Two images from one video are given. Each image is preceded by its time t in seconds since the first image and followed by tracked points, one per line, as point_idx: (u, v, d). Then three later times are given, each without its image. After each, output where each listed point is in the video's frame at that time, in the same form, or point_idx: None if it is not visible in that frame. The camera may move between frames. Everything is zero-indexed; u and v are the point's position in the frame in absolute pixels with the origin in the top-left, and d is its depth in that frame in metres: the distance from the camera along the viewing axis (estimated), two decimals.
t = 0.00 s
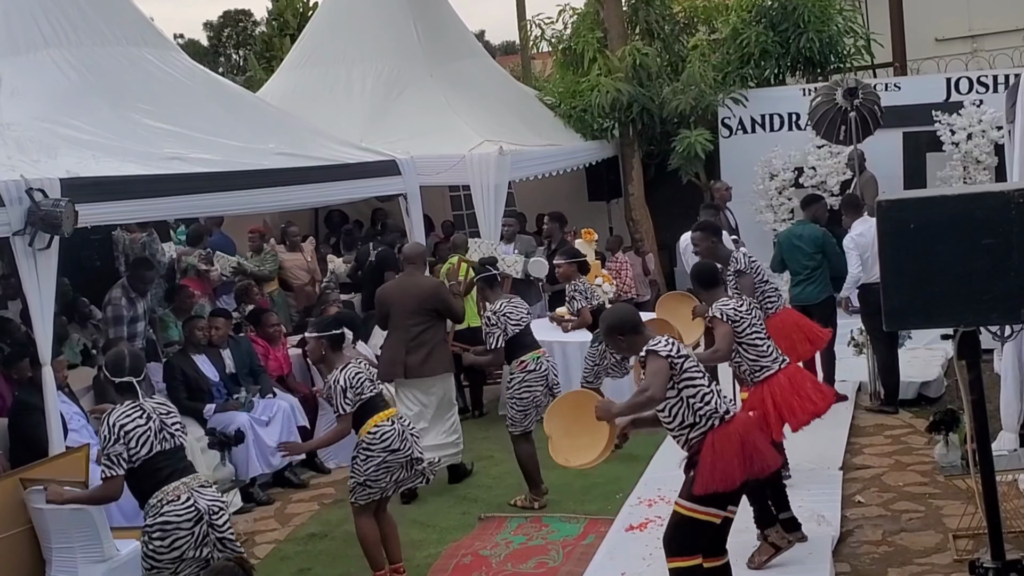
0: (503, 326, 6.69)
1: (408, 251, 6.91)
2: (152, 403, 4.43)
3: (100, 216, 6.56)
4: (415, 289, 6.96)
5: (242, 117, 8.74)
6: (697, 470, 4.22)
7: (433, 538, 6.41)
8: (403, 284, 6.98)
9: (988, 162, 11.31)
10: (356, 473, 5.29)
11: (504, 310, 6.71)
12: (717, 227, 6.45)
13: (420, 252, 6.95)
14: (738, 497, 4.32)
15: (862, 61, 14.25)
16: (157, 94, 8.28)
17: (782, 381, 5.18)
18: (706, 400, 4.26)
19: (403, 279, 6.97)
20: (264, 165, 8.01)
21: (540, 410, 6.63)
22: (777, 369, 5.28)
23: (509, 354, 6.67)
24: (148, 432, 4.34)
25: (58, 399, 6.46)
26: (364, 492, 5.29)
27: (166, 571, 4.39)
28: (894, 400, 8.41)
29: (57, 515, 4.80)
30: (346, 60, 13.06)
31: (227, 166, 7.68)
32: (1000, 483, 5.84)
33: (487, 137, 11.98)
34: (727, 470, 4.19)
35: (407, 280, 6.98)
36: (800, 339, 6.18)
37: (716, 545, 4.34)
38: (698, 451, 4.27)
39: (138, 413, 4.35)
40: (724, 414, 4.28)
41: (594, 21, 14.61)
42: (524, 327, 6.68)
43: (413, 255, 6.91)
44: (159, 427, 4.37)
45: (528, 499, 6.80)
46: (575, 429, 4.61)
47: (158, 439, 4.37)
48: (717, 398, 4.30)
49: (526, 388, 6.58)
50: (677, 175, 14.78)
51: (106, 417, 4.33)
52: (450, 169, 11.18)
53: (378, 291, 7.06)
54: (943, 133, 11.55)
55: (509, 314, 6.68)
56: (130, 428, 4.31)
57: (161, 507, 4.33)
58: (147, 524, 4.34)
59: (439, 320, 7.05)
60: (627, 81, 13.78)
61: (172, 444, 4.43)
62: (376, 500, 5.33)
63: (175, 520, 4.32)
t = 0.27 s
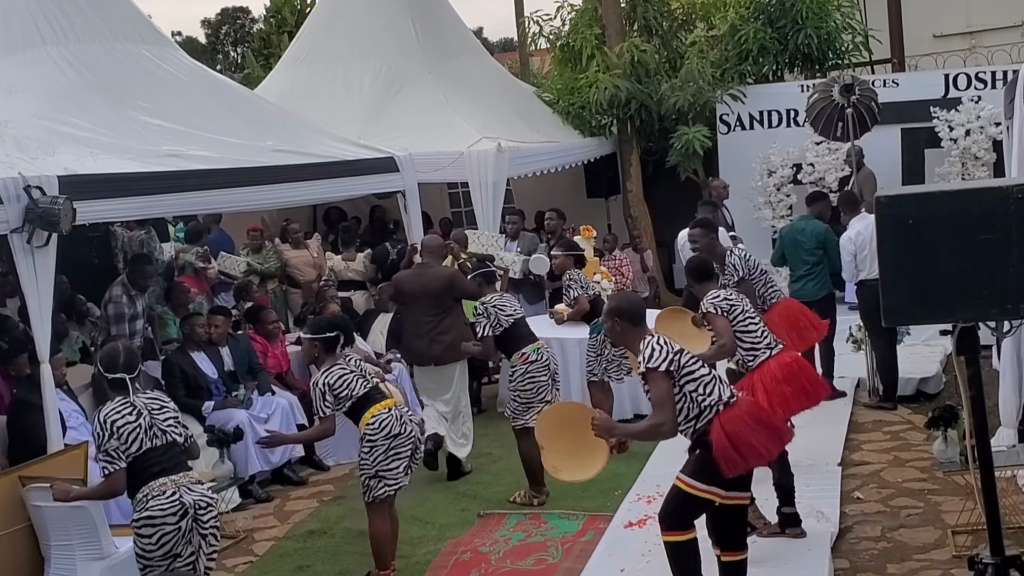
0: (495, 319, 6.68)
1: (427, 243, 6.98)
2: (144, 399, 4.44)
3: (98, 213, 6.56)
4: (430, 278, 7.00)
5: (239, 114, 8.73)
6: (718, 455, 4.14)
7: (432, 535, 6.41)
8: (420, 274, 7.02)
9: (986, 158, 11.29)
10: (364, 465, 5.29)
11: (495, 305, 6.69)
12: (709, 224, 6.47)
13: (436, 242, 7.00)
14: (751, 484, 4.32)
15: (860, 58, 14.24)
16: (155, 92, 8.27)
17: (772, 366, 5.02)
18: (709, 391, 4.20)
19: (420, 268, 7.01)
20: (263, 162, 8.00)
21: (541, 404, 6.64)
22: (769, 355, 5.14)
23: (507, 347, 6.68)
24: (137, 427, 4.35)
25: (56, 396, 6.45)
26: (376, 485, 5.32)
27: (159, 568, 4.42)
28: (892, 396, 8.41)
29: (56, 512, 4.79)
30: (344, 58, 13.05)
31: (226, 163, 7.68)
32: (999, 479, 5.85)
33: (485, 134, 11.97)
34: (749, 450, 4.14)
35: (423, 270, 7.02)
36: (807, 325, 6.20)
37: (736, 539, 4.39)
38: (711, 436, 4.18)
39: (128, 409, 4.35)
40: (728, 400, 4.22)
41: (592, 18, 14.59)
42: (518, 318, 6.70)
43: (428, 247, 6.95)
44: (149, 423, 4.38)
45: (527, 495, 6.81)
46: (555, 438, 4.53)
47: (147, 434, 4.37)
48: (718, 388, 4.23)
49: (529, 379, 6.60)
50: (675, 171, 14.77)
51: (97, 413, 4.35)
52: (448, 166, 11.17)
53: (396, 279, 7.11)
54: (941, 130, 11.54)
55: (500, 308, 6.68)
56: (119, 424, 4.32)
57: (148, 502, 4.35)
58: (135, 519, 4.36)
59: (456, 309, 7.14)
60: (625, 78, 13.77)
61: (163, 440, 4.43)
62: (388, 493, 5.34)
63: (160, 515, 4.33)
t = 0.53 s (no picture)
0: (498, 323, 6.63)
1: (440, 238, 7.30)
2: (151, 413, 4.39)
3: (98, 211, 6.55)
4: (445, 273, 7.35)
5: (239, 111, 8.72)
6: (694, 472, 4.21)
7: (431, 533, 6.40)
8: (434, 269, 7.36)
9: (986, 155, 11.27)
10: (359, 470, 5.32)
11: (500, 309, 6.63)
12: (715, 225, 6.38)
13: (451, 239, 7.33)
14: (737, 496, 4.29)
15: (860, 54, 14.24)
16: (154, 89, 8.26)
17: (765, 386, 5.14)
18: (694, 407, 4.17)
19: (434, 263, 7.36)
20: (262, 159, 8.00)
21: (536, 409, 6.67)
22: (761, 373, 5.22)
23: (508, 348, 6.67)
24: (142, 442, 4.30)
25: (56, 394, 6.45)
26: (367, 491, 5.32)
27: None
28: (892, 393, 8.41)
29: (56, 510, 4.80)
30: (344, 55, 13.04)
31: (225, 161, 7.68)
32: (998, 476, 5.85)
33: (484, 132, 11.96)
34: (725, 469, 4.18)
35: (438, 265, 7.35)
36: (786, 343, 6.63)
37: (711, 547, 4.27)
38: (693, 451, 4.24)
39: (133, 423, 4.31)
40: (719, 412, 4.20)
41: (591, 15, 14.58)
42: (522, 321, 6.67)
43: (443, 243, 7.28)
44: (155, 438, 4.33)
45: (528, 490, 6.84)
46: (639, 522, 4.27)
47: (153, 449, 4.33)
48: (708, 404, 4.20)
49: (530, 383, 6.61)
50: (675, 168, 14.77)
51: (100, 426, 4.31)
52: (448, 164, 11.16)
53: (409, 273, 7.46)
54: (941, 126, 11.53)
55: (505, 311, 6.63)
56: (123, 440, 4.28)
57: (162, 513, 4.31)
58: (147, 525, 4.32)
59: (469, 301, 7.53)
60: (625, 75, 13.76)
61: (171, 452, 4.38)
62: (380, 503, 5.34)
63: (173, 529, 4.29)
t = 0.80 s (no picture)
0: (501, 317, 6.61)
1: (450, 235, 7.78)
2: (164, 402, 4.47)
3: (98, 210, 6.56)
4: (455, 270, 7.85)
5: (239, 111, 8.72)
6: (686, 481, 4.20)
7: (431, 532, 6.41)
8: (444, 266, 7.86)
9: (985, 154, 11.27)
10: (358, 467, 5.31)
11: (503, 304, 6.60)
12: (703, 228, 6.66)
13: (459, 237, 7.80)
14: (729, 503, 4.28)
15: (859, 54, 14.24)
16: (154, 89, 8.26)
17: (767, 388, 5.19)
18: (690, 413, 4.20)
19: (445, 261, 7.84)
20: (261, 158, 8.01)
21: (532, 408, 6.69)
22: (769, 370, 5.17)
23: (508, 347, 6.67)
24: (161, 430, 4.36)
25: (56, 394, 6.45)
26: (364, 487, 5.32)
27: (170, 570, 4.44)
28: (891, 392, 8.41)
29: (56, 510, 4.80)
30: (344, 54, 13.04)
31: (225, 160, 7.68)
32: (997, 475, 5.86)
33: (484, 131, 11.96)
34: (718, 479, 4.16)
35: (448, 262, 7.86)
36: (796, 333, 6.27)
37: (697, 550, 4.27)
38: (687, 459, 4.22)
39: (152, 411, 4.37)
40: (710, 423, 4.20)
41: (591, 15, 14.59)
42: (524, 323, 6.66)
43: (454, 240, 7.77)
44: (171, 427, 4.40)
45: (524, 484, 6.90)
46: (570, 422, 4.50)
47: (171, 438, 4.39)
48: (705, 410, 4.21)
49: (529, 385, 6.63)
50: (674, 168, 14.77)
51: (120, 415, 4.34)
52: (448, 163, 11.16)
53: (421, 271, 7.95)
54: (940, 126, 11.53)
55: (511, 312, 6.60)
56: (144, 426, 4.33)
57: (175, 507, 4.38)
58: (160, 522, 4.38)
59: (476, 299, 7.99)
60: (624, 74, 13.77)
61: (184, 443, 4.45)
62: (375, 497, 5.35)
63: (189, 521, 4.38)
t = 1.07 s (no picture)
0: (500, 315, 6.62)
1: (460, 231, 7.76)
2: (153, 392, 4.56)
3: (94, 208, 6.55)
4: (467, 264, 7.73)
5: (236, 109, 8.71)
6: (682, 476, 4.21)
7: (428, 531, 6.41)
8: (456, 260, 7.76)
9: (982, 153, 11.28)
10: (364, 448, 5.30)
11: (501, 301, 6.63)
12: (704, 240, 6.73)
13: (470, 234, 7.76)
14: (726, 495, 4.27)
15: (856, 52, 14.25)
16: (151, 87, 8.25)
17: (764, 375, 5.20)
18: (676, 403, 4.18)
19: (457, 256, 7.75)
20: (258, 157, 8.00)
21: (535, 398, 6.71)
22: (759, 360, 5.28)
23: (509, 343, 6.66)
24: (151, 418, 4.45)
25: (53, 392, 6.46)
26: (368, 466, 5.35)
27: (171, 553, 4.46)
28: (888, 391, 8.42)
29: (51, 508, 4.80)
30: (341, 53, 13.04)
31: (222, 159, 7.68)
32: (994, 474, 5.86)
33: (482, 130, 11.95)
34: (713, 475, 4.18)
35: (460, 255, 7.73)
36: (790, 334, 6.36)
37: (702, 546, 4.28)
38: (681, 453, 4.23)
39: (140, 401, 4.46)
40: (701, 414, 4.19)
41: (588, 13, 14.58)
42: (522, 314, 6.67)
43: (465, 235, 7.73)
44: (162, 414, 4.49)
45: (523, 483, 6.89)
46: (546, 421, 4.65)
47: (162, 424, 4.48)
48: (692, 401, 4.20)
49: (529, 374, 6.62)
50: (671, 167, 14.77)
51: (111, 408, 4.43)
52: (446, 162, 11.15)
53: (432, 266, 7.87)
54: (938, 124, 11.54)
55: (505, 303, 6.62)
56: (135, 415, 4.42)
57: (168, 488, 4.43)
58: (154, 505, 4.42)
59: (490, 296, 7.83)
60: (621, 73, 13.77)
61: (174, 430, 4.55)
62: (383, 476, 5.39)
63: (183, 499, 4.42)
